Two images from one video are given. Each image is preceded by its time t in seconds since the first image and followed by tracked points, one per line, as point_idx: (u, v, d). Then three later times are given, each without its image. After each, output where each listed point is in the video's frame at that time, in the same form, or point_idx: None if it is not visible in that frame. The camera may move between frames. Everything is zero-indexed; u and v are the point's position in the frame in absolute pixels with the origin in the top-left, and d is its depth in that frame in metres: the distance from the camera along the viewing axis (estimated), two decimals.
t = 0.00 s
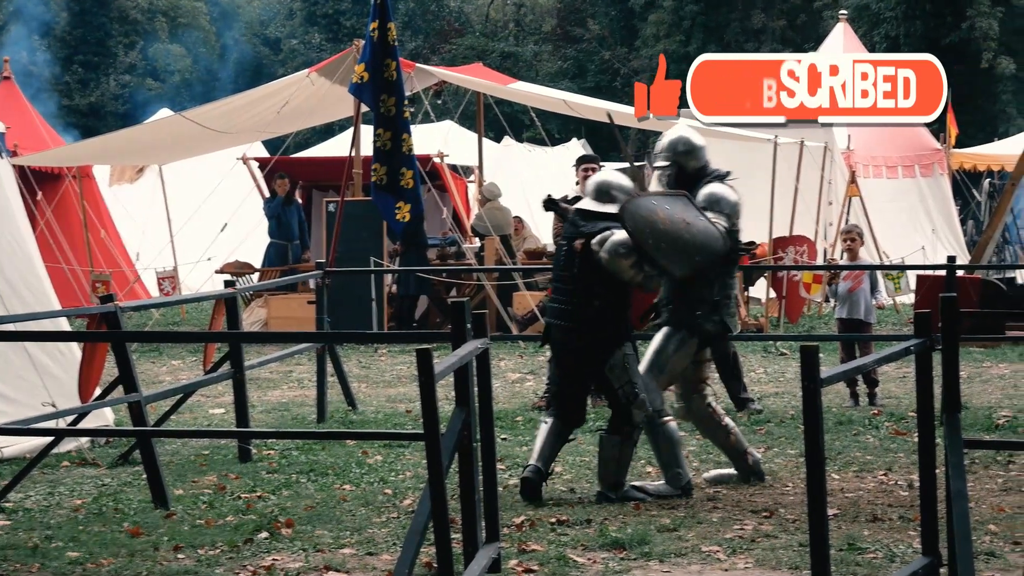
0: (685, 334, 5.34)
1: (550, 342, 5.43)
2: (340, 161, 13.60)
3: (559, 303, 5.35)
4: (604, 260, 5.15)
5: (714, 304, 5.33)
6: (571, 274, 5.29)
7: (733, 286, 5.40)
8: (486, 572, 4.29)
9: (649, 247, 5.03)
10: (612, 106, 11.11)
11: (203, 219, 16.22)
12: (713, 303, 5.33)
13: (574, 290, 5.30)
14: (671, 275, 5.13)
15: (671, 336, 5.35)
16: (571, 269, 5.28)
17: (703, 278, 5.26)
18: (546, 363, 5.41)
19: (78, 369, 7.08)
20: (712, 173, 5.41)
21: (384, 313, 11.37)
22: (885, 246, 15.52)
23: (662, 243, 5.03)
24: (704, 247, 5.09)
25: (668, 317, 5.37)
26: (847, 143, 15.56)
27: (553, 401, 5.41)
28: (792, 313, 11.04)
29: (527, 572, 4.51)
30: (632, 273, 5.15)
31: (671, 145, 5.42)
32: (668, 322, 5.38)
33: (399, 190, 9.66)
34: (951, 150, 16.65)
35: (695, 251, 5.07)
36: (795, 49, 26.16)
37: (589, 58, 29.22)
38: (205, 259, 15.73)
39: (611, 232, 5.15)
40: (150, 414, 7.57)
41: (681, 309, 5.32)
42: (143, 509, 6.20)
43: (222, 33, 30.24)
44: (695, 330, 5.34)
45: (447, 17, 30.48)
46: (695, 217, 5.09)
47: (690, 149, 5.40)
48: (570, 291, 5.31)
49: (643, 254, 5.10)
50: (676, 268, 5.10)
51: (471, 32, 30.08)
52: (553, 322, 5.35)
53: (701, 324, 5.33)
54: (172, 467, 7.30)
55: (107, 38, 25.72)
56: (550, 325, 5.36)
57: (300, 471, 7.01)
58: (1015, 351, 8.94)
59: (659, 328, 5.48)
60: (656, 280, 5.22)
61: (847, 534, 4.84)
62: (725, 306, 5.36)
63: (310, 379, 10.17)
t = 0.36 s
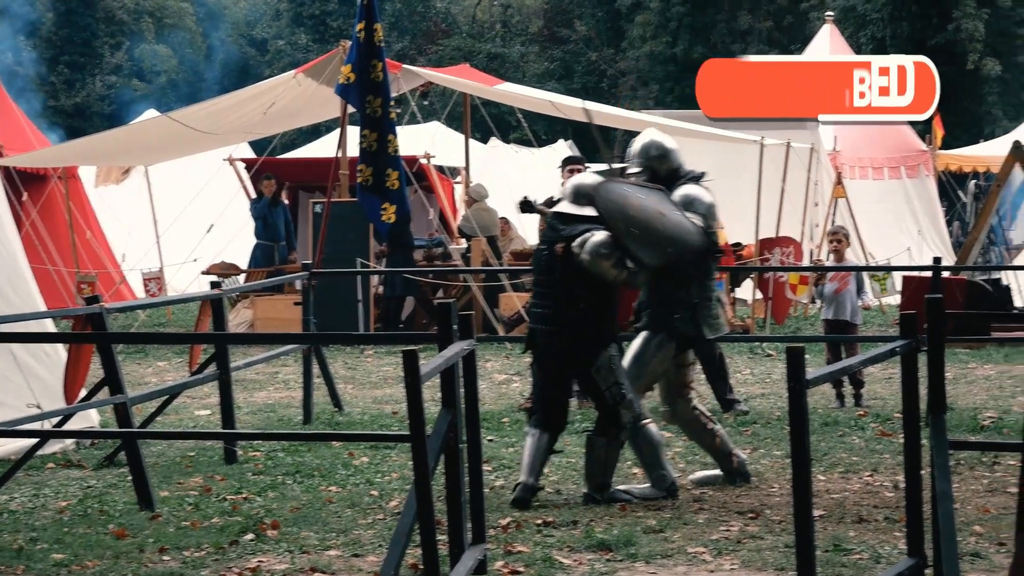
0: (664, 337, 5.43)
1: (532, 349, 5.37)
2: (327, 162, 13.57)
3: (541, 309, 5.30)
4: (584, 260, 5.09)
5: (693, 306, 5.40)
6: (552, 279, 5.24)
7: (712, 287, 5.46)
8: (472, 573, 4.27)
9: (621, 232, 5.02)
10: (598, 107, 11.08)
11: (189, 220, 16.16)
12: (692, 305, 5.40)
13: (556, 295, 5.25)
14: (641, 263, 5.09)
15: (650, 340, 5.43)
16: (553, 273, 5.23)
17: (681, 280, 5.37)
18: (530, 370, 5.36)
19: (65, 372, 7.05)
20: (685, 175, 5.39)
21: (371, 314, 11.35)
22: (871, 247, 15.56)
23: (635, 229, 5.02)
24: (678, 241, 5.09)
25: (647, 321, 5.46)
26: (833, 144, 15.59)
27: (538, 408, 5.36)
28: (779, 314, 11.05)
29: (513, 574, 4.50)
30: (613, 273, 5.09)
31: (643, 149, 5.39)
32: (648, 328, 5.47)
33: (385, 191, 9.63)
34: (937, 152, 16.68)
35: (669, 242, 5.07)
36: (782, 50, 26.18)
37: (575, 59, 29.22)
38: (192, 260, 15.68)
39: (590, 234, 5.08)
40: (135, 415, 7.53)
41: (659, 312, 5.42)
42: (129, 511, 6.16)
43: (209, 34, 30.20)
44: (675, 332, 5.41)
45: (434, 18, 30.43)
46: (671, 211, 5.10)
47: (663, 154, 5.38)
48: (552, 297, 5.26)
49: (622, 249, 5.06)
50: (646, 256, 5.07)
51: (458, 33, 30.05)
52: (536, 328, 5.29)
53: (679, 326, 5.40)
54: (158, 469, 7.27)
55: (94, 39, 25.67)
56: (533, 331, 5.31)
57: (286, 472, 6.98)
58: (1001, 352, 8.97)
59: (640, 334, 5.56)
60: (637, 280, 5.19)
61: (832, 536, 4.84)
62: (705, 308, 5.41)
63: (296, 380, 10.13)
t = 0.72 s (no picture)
0: (636, 340, 5.45)
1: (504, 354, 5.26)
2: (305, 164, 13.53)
3: (513, 312, 5.20)
4: (554, 259, 5.03)
5: (662, 306, 5.43)
6: (525, 283, 5.14)
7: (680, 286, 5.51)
8: None
9: (574, 211, 5.01)
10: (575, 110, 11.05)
11: (166, 222, 16.05)
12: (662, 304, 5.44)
13: (530, 298, 5.15)
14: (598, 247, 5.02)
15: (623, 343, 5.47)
16: (526, 276, 5.13)
17: (648, 280, 5.43)
18: (501, 374, 5.26)
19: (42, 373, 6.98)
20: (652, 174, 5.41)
21: (349, 316, 11.30)
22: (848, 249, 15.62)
23: (590, 209, 5.01)
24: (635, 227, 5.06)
25: (620, 323, 5.48)
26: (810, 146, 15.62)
27: (510, 412, 5.27)
28: (757, 316, 11.06)
29: None
30: (587, 270, 5.00)
31: (604, 153, 5.34)
32: (620, 332, 5.49)
33: (361, 194, 9.57)
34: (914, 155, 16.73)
35: (625, 223, 5.04)
36: (760, 53, 26.24)
37: (553, 61, 29.22)
38: (169, 262, 15.58)
39: (559, 236, 5.04)
40: (111, 417, 7.44)
41: (629, 314, 5.46)
42: (105, 514, 6.09)
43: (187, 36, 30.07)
44: (646, 334, 5.44)
45: (412, 19, 30.41)
46: (628, 198, 5.11)
47: (623, 158, 5.34)
48: (525, 300, 5.16)
49: (592, 242, 5.01)
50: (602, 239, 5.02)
51: (436, 35, 30.01)
52: (509, 332, 5.19)
53: (650, 326, 5.42)
54: (134, 472, 7.20)
55: (71, 40, 25.53)
56: (505, 335, 5.20)
57: (263, 475, 6.92)
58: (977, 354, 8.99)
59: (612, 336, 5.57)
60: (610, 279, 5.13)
61: (810, 538, 4.84)
62: (675, 307, 5.46)
63: (273, 382, 10.06)
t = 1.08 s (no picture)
0: (616, 338, 5.30)
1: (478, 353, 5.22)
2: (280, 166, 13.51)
3: (487, 308, 5.17)
4: (531, 251, 4.97)
5: (641, 302, 5.31)
6: (500, 277, 5.11)
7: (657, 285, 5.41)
8: None
9: (529, 192, 4.80)
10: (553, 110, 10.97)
11: (142, 222, 15.91)
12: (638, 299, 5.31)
13: (503, 293, 5.12)
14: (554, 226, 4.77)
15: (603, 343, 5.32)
16: (501, 271, 5.11)
17: (623, 275, 5.32)
18: (473, 373, 5.22)
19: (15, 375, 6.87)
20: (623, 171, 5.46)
21: (325, 318, 11.20)
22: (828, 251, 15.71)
23: (547, 192, 4.81)
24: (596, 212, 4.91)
25: (598, 322, 5.34)
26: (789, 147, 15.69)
27: (481, 412, 5.23)
28: (735, 318, 11.02)
29: None
30: (575, 256, 4.95)
31: (567, 153, 5.21)
32: (599, 332, 5.34)
33: (336, 194, 9.47)
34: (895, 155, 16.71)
35: (582, 205, 4.84)
36: (739, 53, 26.26)
37: (532, 61, 29.18)
38: (144, 263, 15.45)
39: (533, 230, 4.99)
40: (85, 419, 7.34)
41: (607, 312, 5.32)
42: (79, 517, 6.00)
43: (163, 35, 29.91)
44: (625, 332, 5.30)
45: (389, 19, 30.27)
46: (588, 184, 4.95)
47: (586, 158, 5.22)
48: (499, 295, 5.13)
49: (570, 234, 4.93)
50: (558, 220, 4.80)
51: (413, 35, 29.71)
52: (482, 328, 5.15)
53: (630, 324, 5.29)
54: (108, 474, 7.10)
55: (45, 39, 25.36)
56: (477, 332, 5.17)
57: (239, 477, 6.84)
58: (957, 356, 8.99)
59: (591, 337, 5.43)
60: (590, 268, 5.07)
61: (789, 541, 4.80)
62: (652, 303, 5.34)
63: (249, 384, 9.97)
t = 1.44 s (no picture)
0: (602, 334, 5.24)
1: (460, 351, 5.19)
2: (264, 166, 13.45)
3: (469, 305, 5.15)
4: (517, 246, 4.93)
5: (625, 297, 5.27)
6: (483, 274, 5.12)
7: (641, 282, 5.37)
8: None
9: (496, 180, 4.81)
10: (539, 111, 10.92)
11: (124, 223, 15.82)
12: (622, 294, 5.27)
13: (487, 290, 5.12)
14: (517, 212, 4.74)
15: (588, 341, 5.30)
16: (485, 268, 5.11)
17: (605, 271, 5.28)
18: (454, 371, 5.21)
19: None
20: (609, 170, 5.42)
21: (309, 319, 11.15)
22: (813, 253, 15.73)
23: (516, 181, 4.81)
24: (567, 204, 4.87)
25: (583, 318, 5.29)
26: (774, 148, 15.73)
27: (462, 413, 5.20)
28: (721, 319, 10.99)
29: None
30: (560, 248, 4.88)
31: (546, 152, 5.16)
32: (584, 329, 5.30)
33: (319, 195, 9.36)
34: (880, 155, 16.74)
35: (550, 194, 4.78)
36: (724, 54, 26.24)
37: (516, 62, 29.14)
38: (126, 264, 15.39)
39: (518, 225, 4.96)
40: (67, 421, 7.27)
41: (590, 307, 5.27)
42: (62, 518, 5.95)
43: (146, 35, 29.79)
44: (611, 327, 5.24)
45: (373, 19, 30.39)
46: (561, 175, 4.90)
47: (564, 157, 5.18)
48: (482, 291, 5.12)
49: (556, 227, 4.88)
50: (523, 207, 4.75)
51: (397, 35, 29.88)
52: (464, 325, 5.13)
53: (616, 318, 5.24)
54: (90, 476, 7.03)
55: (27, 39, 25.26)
56: (460, 329, 5.15)
57: (222, 479, 6.79)
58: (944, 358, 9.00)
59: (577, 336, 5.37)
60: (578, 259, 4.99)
61: (775, 543, 4.78)
62: (637, 297, 5.30)
63: (232, 386, 9.90)
